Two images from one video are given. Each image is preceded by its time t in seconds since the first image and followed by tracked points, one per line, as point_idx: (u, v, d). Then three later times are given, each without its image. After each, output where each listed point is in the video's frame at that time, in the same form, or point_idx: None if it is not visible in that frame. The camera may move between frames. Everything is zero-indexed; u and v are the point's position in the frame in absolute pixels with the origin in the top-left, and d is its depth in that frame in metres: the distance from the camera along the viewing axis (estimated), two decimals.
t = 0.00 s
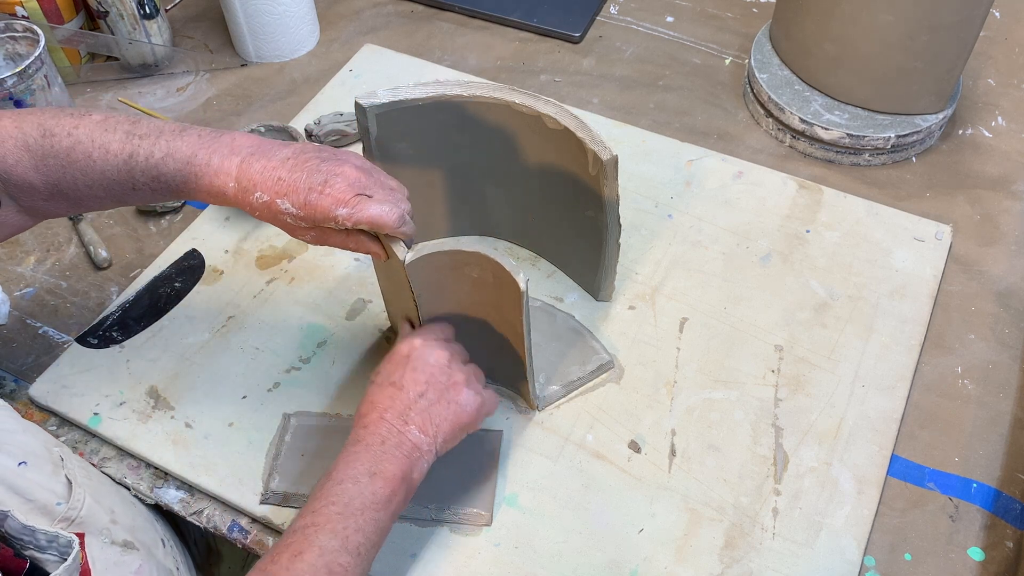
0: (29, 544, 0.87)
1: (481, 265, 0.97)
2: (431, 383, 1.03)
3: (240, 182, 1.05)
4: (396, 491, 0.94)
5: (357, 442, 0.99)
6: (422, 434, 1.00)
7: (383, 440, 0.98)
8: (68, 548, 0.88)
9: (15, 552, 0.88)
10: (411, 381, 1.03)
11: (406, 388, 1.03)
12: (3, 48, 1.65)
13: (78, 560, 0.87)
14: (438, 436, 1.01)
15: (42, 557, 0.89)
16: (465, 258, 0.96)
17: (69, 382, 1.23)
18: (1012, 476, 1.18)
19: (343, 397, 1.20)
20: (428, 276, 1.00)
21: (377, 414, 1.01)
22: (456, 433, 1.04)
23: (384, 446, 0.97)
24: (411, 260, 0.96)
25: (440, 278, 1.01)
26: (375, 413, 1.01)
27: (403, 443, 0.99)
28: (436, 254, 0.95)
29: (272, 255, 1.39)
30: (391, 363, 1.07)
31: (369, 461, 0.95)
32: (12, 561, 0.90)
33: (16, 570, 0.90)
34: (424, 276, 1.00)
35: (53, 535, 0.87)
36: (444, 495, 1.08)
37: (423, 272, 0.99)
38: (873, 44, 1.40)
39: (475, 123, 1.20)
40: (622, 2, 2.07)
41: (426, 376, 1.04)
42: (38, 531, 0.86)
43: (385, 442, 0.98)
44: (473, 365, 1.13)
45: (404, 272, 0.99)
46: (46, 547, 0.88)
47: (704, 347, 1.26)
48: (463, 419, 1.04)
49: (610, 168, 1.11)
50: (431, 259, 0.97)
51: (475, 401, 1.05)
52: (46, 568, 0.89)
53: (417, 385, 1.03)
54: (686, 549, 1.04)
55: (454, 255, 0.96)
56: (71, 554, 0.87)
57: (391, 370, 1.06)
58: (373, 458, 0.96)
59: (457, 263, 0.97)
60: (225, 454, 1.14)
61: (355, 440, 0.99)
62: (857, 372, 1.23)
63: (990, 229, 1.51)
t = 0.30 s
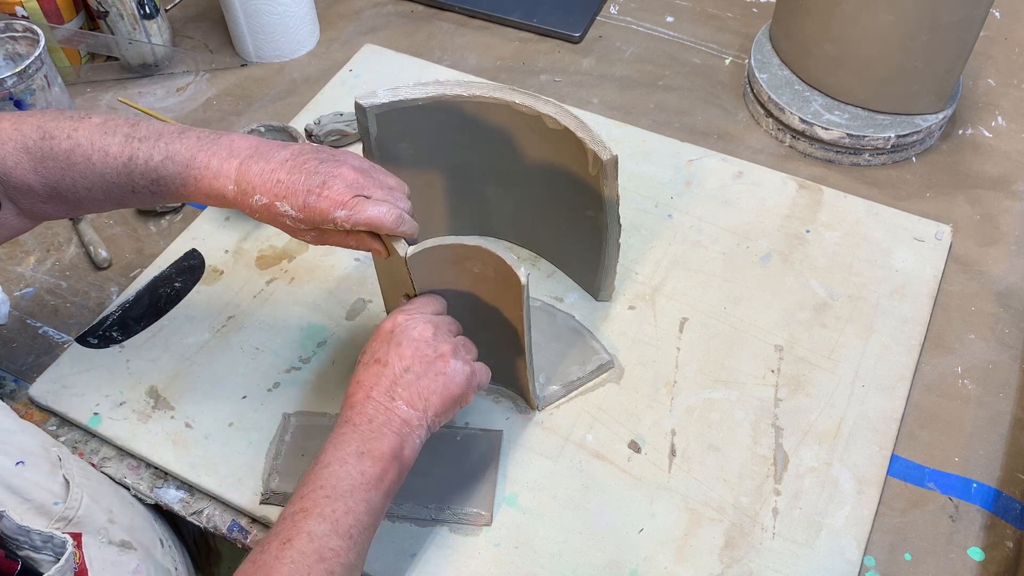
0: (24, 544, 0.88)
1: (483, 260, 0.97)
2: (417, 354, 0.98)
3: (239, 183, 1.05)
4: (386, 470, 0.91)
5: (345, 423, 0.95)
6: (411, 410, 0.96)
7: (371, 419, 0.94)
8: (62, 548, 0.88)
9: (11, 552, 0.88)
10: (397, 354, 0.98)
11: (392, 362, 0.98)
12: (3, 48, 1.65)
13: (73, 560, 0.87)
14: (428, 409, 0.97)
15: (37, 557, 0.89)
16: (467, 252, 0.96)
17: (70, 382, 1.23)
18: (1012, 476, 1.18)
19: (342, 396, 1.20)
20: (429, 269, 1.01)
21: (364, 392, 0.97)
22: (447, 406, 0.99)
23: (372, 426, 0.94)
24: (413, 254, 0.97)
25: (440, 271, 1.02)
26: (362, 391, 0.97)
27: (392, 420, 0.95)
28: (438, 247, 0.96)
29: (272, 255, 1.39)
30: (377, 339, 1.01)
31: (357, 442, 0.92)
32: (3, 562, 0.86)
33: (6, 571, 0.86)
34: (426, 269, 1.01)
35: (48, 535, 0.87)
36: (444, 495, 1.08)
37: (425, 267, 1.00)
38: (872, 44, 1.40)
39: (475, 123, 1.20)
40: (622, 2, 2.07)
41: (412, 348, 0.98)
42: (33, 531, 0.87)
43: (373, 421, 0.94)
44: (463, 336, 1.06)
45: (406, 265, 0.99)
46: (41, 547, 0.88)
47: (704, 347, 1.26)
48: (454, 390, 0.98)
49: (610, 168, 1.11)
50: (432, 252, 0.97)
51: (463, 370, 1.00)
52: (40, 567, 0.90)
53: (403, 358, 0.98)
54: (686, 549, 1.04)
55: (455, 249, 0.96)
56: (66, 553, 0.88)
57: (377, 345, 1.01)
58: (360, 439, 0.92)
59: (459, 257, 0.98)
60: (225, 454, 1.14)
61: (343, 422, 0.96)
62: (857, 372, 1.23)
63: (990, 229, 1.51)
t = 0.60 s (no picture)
0: (22, 543, 0.87)
1: (484, 258, 1.00)
2: (413, 330, 0.96)
3: (237, 187, 1.06)
4: (382, 452, 0.90)
5: (339, 404, 0.94)
6: (407, 388, 0.94)
7: (366, 399, 0.93)
8: (61, 547, 0.88)
9: (10, 551, 0.89)
10: (392, 331, 0.96)
11: (387, 340, 0.96)
12: (3, 48, 1.65)
13: (67, 562, 0.85)
14: (425, 386, 0.96)
15: (37, 556, 0.89)
16: (468, 250, 1.00)
17: (70, 382, 1.23)
18: (1012, 476, 1.18)
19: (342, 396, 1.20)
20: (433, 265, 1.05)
21: (359, 372, 0.95)
22: (443, 382, 0.97)
23: (367, 406, 0.92)
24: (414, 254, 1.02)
25: (443, 263, 1.05)
26: (357, 371, 0.96)
27: (387, 400, 0.93)
28: (438, 246, 1.00)
29: (272, 255, 1.39)
30: (371, 315, 0.99)
31: (352, 424, 0.90)
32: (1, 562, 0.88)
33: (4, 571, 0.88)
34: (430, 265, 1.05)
35: (46, 534, 0.87)
36: (444, 495, 1.08)
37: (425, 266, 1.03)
38: (872, 44, 1.40)
39: (475, 123, 1.20)
40: (622, 2, 2.07)
41: (408, 324, 0.96)
42: (31, 529, 0.87)
43: (368, 401, 0.93)
44: (459, 309, 1.04)
45: (406, 265, 1.04)
46: (39, 546, 0.88)
47: (704, 347, 1.26)
48: (452, 366, 0.97)
49: (610, 168, 1.11)
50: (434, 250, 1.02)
51: (459, 345, 0.98)
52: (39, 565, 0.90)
53: (398, 335, 0.96)
54: (686, 549, 1.04)
55: (457, 247, 1.00)
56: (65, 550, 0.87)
57: (371, 321, 0.99)
58: (355, 420, 0.91)
59: (460, 255, 1.02)
60: (225, 453, 1.14)
61: (337, 403, 0.94)
62: (857, 372, 1.23)
63: (990, 229, 1.51)
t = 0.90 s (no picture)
0: (23, 541, 0.87)
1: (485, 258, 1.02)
2: (414, 326, 0.96)
3: (238, 184, 1.06)
4: (384, 448, 0.90)
5: (341, 400, 0.94)
6: (409, 384, 0.94)
7: (367, 395, 0.93)
8: (61, 545, 0.88)
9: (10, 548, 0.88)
10: (393, 326, 0.96)
11: (388, 336, 0.96)
12: (3, 47, 1.65)
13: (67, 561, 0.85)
14: (428, 381, 0.96)
15: (36, 554, 0.89)
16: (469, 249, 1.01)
17: (70, 382, 1.23)
18: (1012, 476, 1.18)
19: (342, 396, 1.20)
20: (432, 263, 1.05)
21: (360, 368, 0.95)
22: (444, 377, 0.97)
23: (368, 402, 0.92)
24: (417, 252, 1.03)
25: (443, 262, 1.06)
26: (358, 367, 0.96)
27: (389, 396, 0.93)
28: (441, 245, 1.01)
29: (272, 255, 1.39)
30: (371, 311, 0.99)
31: (353, 421, 0.90)
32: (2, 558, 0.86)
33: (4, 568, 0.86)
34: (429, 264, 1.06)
35: (47, 532, 0.87)
36: (444, 495, 1.08)
37: (425, 263, 1.04)
38: (872, 44, 1.40)
39: (475, 123, 1.20)
40: (622, 2, 2.07)
41: (409, 320, 0.96)
42: (32, 527, 0.86)
43: (369, 398, 0.93)
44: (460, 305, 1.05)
45: (407, 264, 1.05)
46: (39, 544, 0.87)
47: (704, 347, 1.26)
48: (454, 361, 0.97)
49: (610, 168, 1.11)
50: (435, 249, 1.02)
51: (461, 340, 0.98)
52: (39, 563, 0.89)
53: (399, 331, 0.96)
54: (686, 549, 1.04)
55: (457, 246, 1.01)
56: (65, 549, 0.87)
57: (371, 317, 0.99)
58: (357, 417, 0.91)
59: (461, 254, 1.02)
60: (225, 454, 1.13)
61: (339, 399, 0.94)
62: (857, 372, 1.23)
63: (990, 229, 1.51)
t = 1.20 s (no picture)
0: (25, 538, 0.87)
1: (483, 258, 1.01)
2: (416, 336, 0.96)
3: (239, 184, 1.06)
4: (386, 457, 0.90)
5: (343, 408, 0.93)
6: (411, 393, 0.94)
7: (369, 404, 0.92)
8: (63, 542, 0.88)
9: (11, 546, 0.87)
10: (396, 335, 0.96)
11: (390, 345, 0.95)
12: (3, 47, 1.65)
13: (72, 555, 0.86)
14: (430, 391, 0.96)
15: (38, 551, 0.88)
16: (468, 250, 1.00)
17: (70, 382, 1.23)
18: (1012, 476, 1.18)
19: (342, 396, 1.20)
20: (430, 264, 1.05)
21: (363, 376, 0.95)
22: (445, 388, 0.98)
23: (370, 411, 0.92)
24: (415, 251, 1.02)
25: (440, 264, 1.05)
26: (360, 375, 0.95)
27: (391, 406, 0.93)
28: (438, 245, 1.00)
29: (272, 255, 1.39)
30: (372, 318, 0.99)
31: (355, 429, 0.90)
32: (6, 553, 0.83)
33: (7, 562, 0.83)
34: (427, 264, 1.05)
35: (49, 529, 0.87)
36: (443, 495, 1.08)
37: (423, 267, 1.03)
38: (872, 44, 1.40)
39: (475, 123, 1.20)
40: (622, 2, 2.07)
41: (412, 329, 0.96)
42: (34, 524, 0.86)
43: (371, 406, 0.92)
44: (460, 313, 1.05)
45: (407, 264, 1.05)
46: (41, 541, 0.87)
47: (704, 347, 1.26)
48: (455, 371, 0.98)
49: (610, 168, 1.11)
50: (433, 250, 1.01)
51: (462, 350, 0.99)
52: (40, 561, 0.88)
53: (401, 340, 0.95)
54: (686, 549, 1.04)
55: (455, 247, 1.00)
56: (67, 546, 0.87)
57: (373, 325, 0.98)
58: (359, 425, 0.90)
59: (459, 254, 1.02)
60: (225, 454, 1.13)
61: (341, 406, 0.94)
62: (857, 372, 1.23)
63: (990, 229, 1.51)
